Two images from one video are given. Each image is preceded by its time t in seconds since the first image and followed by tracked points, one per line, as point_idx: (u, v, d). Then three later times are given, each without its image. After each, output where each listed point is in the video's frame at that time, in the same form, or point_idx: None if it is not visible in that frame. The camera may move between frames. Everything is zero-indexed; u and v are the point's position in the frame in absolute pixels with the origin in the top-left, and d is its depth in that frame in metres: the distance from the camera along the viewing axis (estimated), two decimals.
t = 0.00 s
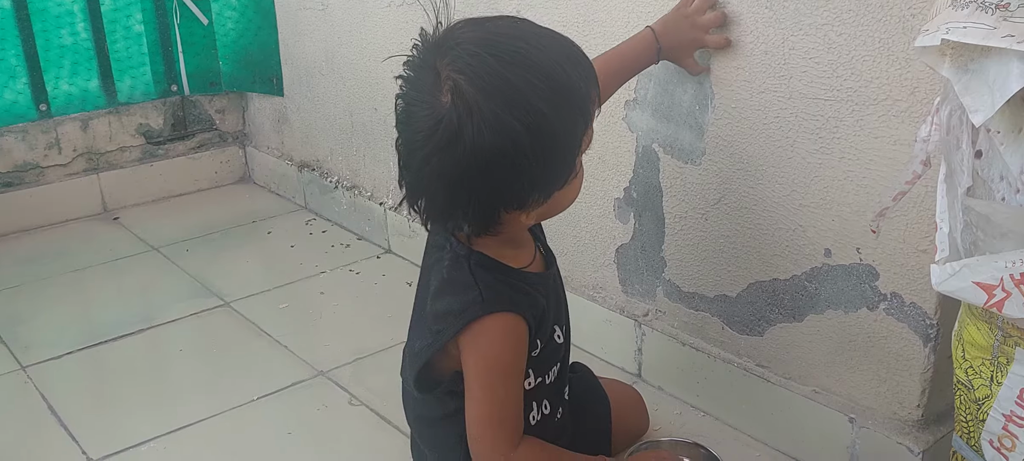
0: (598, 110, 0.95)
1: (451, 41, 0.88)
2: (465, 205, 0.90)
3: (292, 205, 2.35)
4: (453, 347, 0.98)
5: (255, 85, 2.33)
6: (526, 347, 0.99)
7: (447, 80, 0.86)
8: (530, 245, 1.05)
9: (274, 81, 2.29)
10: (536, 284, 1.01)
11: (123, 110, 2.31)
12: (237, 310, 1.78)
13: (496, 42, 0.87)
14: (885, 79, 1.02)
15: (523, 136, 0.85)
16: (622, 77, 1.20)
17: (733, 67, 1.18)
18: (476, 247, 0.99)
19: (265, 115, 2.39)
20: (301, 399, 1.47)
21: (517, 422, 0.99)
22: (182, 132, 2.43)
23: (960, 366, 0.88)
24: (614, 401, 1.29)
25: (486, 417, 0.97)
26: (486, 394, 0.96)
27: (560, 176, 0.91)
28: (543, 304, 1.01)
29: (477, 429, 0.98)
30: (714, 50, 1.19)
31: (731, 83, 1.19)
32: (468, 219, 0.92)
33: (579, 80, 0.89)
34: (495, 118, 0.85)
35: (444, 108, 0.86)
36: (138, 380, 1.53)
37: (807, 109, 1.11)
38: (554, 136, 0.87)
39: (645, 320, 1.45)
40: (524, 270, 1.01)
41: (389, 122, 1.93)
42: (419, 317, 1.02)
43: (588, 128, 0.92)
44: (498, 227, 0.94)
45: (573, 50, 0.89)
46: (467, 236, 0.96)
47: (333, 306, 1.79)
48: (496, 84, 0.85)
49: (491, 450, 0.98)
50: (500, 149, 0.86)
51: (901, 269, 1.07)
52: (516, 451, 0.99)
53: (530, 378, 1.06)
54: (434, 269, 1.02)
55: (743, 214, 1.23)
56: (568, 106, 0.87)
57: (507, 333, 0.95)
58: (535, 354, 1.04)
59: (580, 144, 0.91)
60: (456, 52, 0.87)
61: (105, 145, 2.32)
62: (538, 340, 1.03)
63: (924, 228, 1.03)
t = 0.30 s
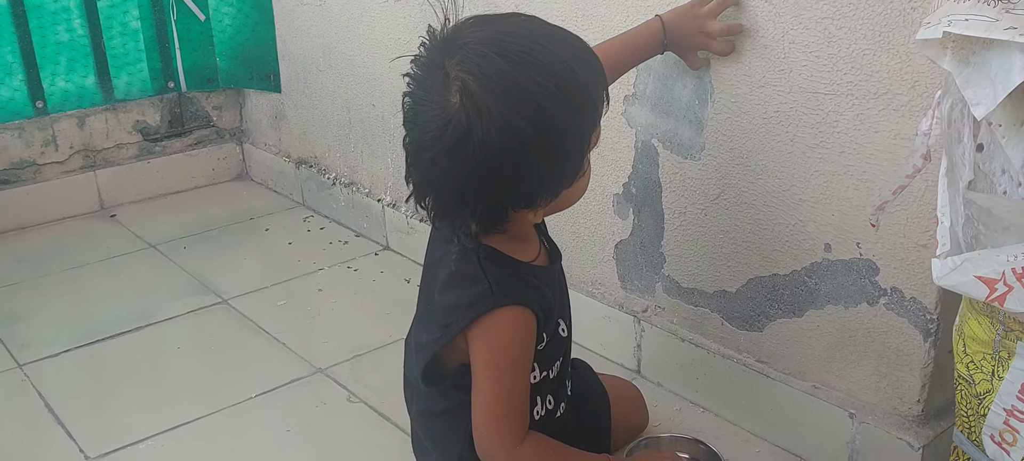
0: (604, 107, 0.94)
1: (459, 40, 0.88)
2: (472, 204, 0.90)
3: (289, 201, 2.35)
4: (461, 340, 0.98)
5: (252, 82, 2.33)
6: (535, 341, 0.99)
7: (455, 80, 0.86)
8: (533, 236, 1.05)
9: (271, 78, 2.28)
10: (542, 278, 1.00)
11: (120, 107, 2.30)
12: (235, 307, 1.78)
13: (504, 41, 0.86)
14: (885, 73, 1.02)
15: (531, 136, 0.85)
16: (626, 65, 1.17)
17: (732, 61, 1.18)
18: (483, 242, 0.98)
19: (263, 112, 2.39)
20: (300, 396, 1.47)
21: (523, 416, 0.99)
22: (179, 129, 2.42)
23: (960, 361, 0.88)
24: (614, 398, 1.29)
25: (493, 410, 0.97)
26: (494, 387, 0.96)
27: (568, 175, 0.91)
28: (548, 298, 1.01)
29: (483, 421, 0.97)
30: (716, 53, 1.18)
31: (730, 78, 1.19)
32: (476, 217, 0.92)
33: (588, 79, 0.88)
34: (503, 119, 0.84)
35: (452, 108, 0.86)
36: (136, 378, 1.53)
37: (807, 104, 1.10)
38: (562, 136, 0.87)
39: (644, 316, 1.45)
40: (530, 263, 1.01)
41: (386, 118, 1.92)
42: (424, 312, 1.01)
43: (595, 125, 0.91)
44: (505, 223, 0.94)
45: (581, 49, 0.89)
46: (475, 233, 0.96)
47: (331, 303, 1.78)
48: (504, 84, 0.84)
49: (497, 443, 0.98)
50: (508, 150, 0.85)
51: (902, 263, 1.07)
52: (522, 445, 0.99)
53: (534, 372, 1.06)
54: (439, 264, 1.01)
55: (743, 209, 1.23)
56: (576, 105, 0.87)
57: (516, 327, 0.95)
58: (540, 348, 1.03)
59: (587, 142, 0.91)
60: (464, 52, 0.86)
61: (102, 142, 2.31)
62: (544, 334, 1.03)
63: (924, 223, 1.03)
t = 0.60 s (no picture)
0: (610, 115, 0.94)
1: (469, 33, 0.88)
2: (465, 198, 0.90)
3: (288, 200, 2.34)
4: (463, 338, 0.98)
5: (251, 80, 2.32)
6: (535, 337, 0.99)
7: (459, 72, 0.86)
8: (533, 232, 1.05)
9: (269, 77, 2.28)
10: (543, 276, 1.01)
11: (118, 106, 2.30)
12: (234, 306, 1.77)
13: (513, 38, 0.86)
14: (885, 70, 1.02)
15: (528, 136, 0.85)
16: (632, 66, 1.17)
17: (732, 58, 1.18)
18: (483, 238, 0.98)
19: (261, 111, 2.38)
20: (300, 395, 1.47)
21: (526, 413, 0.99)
22: (177, 128, 2.42)
23: (962, 357, 0.88)
24: (615, 395, 1.29)
25: (496, 406, 0.97)
26: (497, 384, 0.96)
27: (565, 178, 0.91)
28: (549, 295, 1.01)
29: (486, 419, 0.98)
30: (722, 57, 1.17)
31: (730, 75, 1.19)
32: (467, 211, 0.92)
33: (594, 85, 0.88)
34: (502, 116, 0.84)
35: (453, 98, 0.86)
36: (136, 377, 1.53)
37: (807, 100, 1.10)
38: (560, 139, 0.87)
39: (644, 313, 1.45)
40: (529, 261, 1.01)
41: (385, 116, 1.92)
42: (423, 309, 1.01)
43: (597, 132, 0.91)
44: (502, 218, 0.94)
45: (591, 54, 0.89)
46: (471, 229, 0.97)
47: (331, 301, 1.78)
48: (507, 81, 0.84)
49: (500, 440, 0.98)
50: (504, 146, 0.85)
51: (902, 260, 1.07)
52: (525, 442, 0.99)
53: (535, 369, 1.06)
54: (439, 260, 1.01)
55: (743, 205, 1.23)
56: (579, 110, 0.87)
57: (519, 323, 0.95)
58: (541, 344, 1.04)
59: (588, 148, 0.91)
60: (473, 44, 0.87)
61: (100, 141, 2.31)
62: (546, 331, 1.03)
63: (925, 219, 1.03)
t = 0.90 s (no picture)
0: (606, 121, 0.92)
1: (470, 17, 0.88)
2: (444, 183, 0.90)
3: (284, 193, 2.33)
4: (453, 333, 0.97)
5: (245, 72, 2.31)
6: (527, 331, 0.99)
7: (453, 53, 0.86)
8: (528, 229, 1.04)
9: (264, 69, 2.26)
10: (536, 269, 1.00)
11: (113, 98, 2.29)
12: (230, 299, 1.76)
13: (512, 27, 0.86)
14: (883, 59, 1.01)
15: (510, 128, 0.84)
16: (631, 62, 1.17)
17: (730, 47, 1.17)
18: (472, 233, 0.98)
19: (256, 103, 2.37)
20: (296, 388, 1.46)
21: (519, 407, 0.98)
22: (171, 120, 2.41)
23: (960, 348, 0.87)
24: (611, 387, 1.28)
25: (489, 401, 0.96)
26: (489, 379, 0.95)
27: (548, 178, 0.89)
28: (541, 288, 1.00)
29: (479, 413, 0.97)
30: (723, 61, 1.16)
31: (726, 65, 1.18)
32: (446, 196, 0.91)
33: (588, 87, 0.87)
34: (485, 103, 0.84)
35: (443, 78, 0.86)
36: (130, 371, 1.52)
37: (804, 90, 1.10)
38: (542, 136, 0.85)
39: (641, 305, 1.44)
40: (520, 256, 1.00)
41: (381, 108, 1.91)
42: (414, 304, 1.01)
43: (587, 136, 0.90)
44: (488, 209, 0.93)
45: (589, 55, 0.88)
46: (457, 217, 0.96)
47: (326, 294, 1.77)
48: (497, 69, 0.84)
49: (494, 434, 0.98)
50: (485, 135, 0.85)
51: (900, 250, 1.06)
52: (519, 436, 0.99)
53: (528, 362, 1.06)
54: (431, 254, 1.00)
55: (740, 197, 1.22)
56: (567, 108, 0.86)
57: (510, 317, 0.95)
58: (533, 337, 1.03)
59: (574, 151, 0.89)
60: (471, 28, 0.87)
61: (94, 133, 2.29)
62: (537, 324, 1.02)
63: (923, 210, 1.02)
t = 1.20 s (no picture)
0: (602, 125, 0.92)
1: (469, 12, 0.88)
2: (434, 176, 0.91)
3: (282, 189, 2.33)
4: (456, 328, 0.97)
5: (243, 68, 2.31)
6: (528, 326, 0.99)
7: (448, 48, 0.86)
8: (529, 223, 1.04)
9: (262, 65, 2.26)
10: (535, 263, 1.00)
11: (110, 94, 2.29)
12: (229, 295, 1.77)
13: (508, 26, 0.86)
14: (882, 53, 1.01)
15: (497, 128, 0.84)
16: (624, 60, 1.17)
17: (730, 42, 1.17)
18: (472, 225, 0.98)
19: (254, 99, 2.37)
20: (296, 383, 1.46)
21: (521, 400, 0.99)
22: (170, 116, 2.41)
23: (959, 340, 0.88)
24: (611, 381, 1.28)
25: (493, 394, 0.96)
26: (492, 372, 0.96)
27: (537, 179, 0.89)
28: (541, 281, 1.01)
29: (483, 407, 0.97)
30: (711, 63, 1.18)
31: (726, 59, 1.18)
32: (436, 190, 0.92)
33: (581, 91, 0.87)
34: (474, 100, 0.84)
35: (436, 72, 0.87)
36: (130, 366, 1.52)
37: (804, 85, 1.10)
38: (530, 137, 0.85)
39: (640, 300, 1.45)
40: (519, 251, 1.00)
41: (379, 103, 1.91)
42: (415, 299, 1.01)
43: (579, 140, 0.89)
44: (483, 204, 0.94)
45: (585, 58, 0.88)
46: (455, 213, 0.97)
47: (326, 290, 1.77)
48: (488, 67, 0.84)
49: (497, 428, 0.98)
50: (471, 132, 0.85)
51: (899, 244, 1.07)
52: (521, 429, 0.99)
53: (529, 356, 1.06)
54: (430, 250, 1.00)
55: (741, 191, 1.22)
56: (557, 111, 0.85)
57: (512, 311, 0.95)
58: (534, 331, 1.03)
59: (565, 154, 0.89)
60: (469, 23, 0.87)
61: (92, 130, 2.29)
62: (538, 319, 1.03)
63: (922, 203, 1.03)
